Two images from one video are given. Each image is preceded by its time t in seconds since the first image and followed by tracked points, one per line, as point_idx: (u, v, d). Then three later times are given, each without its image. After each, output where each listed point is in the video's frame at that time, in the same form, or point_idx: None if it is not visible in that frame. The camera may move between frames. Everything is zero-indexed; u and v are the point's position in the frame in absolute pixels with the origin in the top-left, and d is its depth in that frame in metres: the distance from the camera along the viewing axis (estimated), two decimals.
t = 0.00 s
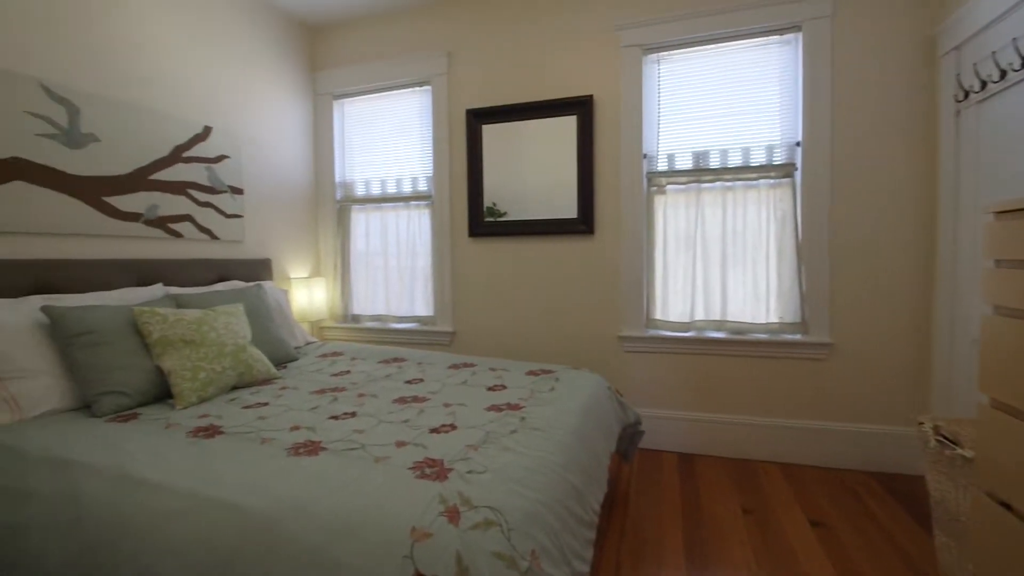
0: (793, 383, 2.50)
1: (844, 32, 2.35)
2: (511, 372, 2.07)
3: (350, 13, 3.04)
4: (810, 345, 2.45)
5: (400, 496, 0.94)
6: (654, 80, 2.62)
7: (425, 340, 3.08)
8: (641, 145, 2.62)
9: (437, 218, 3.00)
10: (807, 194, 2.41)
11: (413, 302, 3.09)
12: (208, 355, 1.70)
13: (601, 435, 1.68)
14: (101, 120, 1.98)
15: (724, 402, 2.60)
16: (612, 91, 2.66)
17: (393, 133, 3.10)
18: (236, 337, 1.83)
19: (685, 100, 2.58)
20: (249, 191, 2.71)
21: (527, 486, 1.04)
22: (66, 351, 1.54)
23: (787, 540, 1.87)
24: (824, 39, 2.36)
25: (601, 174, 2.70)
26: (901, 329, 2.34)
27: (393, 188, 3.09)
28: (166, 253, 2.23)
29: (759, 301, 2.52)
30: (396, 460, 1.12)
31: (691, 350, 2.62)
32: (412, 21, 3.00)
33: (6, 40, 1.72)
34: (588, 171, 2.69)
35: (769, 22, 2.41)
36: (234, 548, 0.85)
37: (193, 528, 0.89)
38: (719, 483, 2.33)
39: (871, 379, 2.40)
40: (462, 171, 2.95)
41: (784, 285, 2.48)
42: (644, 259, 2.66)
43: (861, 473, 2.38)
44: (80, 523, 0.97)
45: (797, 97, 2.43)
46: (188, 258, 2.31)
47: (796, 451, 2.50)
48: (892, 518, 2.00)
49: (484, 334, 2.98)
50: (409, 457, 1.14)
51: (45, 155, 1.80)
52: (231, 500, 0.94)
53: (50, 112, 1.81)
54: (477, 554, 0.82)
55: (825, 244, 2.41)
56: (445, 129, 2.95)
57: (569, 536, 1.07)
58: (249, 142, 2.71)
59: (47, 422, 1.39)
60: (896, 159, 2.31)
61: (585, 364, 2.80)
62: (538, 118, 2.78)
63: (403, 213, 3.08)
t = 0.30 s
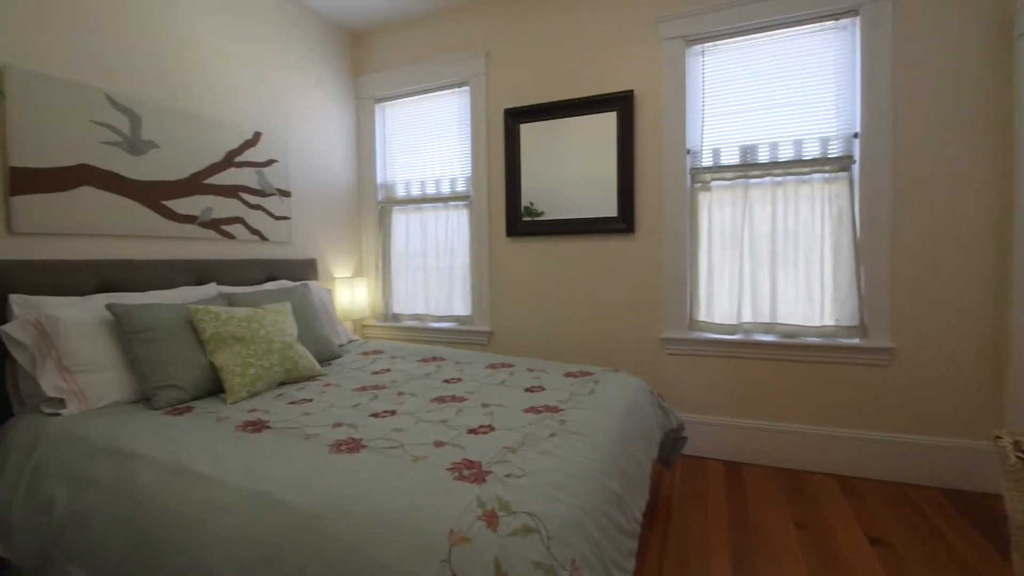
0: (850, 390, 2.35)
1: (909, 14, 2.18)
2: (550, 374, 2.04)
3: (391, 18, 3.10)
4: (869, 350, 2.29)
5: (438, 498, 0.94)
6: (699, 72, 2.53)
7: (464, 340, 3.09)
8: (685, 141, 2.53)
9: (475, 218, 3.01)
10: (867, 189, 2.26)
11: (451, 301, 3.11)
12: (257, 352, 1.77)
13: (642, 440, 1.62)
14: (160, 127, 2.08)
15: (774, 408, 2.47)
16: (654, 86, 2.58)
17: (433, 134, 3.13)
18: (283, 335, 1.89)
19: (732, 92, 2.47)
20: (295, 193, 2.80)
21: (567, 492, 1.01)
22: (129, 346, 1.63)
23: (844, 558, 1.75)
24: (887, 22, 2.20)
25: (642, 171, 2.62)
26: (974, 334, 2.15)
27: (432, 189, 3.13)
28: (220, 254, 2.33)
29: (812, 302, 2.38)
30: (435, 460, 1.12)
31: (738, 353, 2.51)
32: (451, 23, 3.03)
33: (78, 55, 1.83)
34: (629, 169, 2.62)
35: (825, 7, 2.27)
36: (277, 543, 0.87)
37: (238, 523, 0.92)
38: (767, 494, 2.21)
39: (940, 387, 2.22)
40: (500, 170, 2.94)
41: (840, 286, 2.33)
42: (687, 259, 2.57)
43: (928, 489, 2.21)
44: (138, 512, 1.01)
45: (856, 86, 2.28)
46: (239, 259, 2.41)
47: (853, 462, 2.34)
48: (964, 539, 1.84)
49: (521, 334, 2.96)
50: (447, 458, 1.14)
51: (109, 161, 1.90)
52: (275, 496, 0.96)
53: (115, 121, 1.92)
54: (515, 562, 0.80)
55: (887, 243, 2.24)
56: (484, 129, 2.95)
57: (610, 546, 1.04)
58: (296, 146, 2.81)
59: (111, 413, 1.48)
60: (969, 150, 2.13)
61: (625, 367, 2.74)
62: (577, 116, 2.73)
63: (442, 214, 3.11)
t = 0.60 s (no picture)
0: (918, 402, 2.16)
1: None
2: (590, 378, 1.99)
3: (432, 22, 3.13)
4: (941, 360, 2.10)
5: (475, 508, 0.92)
6: (748, 63, 2.40)
7: (502, 341, 3.08)
8: (734, 136, 2.41)
9: (514, 219, 2.99)
10: (940, 183, 2.07)
11: (490, 302, 3.10)
12: (302, 351, 1.82)
13: (689, 451, 1.55)
14: (214, 135, 2.18)
15: (831, 420, 2.31)
16: (699, 79, 2.47)
17: (472, 135, 3.14)
18: (327, 336, 1.94)
19: (785, 83, 2.33)
20: (340, 197, 2.88)
21: (607, 506, 0.97)
22: (184, 345, 1.72)
23: None
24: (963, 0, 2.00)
25: (687, 168, 2.52)
26: None
27: (472, 190, 3.14)
28: (269, 256, 2.42)
29: (875, 307, 2.21)
30: (472, 467, 1.11)
31: (792, 360, 2.36)
32: (491, 23, 3.02)
33: (140, 69, 1.94)
34: (674, 166, 2.52)
35: None
36: (316, 546, 0.88)
37: (279, 522, 0.93)
38: (825, 512, 2.07)
39: None
40: (539, 170, 2.91)
41: (908, 290, 2.15)
42: (736, 260, 2.44)
43: (1011, 513, 2.00)
44: (187, 507, 1.05)
45: (925, 72, 2.10)
46: (287, 260, 2.49)
47: (923, 481, 2.15)
48: None
49: (561, 336, 2.92)
50: (484, 465, 1.12)
51: (168, 168, 2.00)
52: (315, 498, 0.97)
53: (172, 130, 2.02)
54: None
55: (963, 242, 2.05)
56: (523, 129, 2.93)
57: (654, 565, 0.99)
58: (340, 150, 2.88)
59: (167, 409, 1.55)
60: None
61: (668, 372, 2.64)
62: (620, 113, 2.66)
63: (481, 215, 3.11)
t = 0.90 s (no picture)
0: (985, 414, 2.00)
1: None
2: (625, 382, 1.94)
3: (466, 24, 3.14)
4: (1010, 369, 1.93)
5: (507, 514, 0.91)
6: (793, 54, 2.28)
7: (535, 342, 3.06)
8: (778, 130, 2.30)
9: (547, 220, 2.96)
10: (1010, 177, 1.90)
11: (523, 303, 3.08)
12: (339, 351, 1.86)
13: (729, 460, 1.48)
14: (257, 141, 2.25)
15: (885, 430, 2.17)
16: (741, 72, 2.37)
17: (506, 136, 3.13)
18: (363, 336, 1.98)
19: (834, 74, 2.20)
20: (376, 199, 2.93)
21: (643, 518, 0.94)
22: (229, 344, 1.78)
23: None
24: None
25: (728, 165, 2.42)
26: None
27: (505, 191, 3.13)
28: (308, 257, 2.49)
29: (935, 310, 2.05)
30: (504, 472, 1.10)
31: (842, 366, 2.23)
32: (524, 23, 3.00)
33: (188, 79, 2.03)
34: (714, 163, 2.43)
35: None
36: (350, 547, 0.88)
37: (314, 522, 0.95)
38: (878, 529, 1.94)
39: None
40: (573, 170, 2.87)
41: (973, 292, 1.99)
42: (781, 260, 2.33)
43: None
44: (228, 502, 1.09)
45: (992, 58, 1.94)
46: (326, 261, 2.56)
47: (990, 500, 1.99)
48: None
49: (595, 338, 2.87)
50: (516, 471, 1.11)
51: (215, 173, 2.09)
52: (349, 499, 0.98)
53: (219, 136, 2.10)
54: None
55: None
56: (557, 129, 2.90)
57: None
58: (376, 153, 2.93)
59: (212, 405, 1.61)
60: None
61: (707, 376, 2.55)
62: (657, 109, 2.59)
63: (515, 215, 3.10)
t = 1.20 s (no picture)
0: None
1: None
2: (657, 387, 1.90)
3: (497, 26, 3.15)
4: None
5: (536, 521, 0.90)
6: (836, 47, 2.18)
7: (565, 345, 3.03)
8: (820, 126, 2.20)
9: (578, 221, 2.93)
10: None
11: (553, 305, 3.06)
12: (372, 352, 1.89)
13: (767, 470, 1.43)
14: (295, 146, 2.32)
15: (937, 442, 2.05)
16: (780, 67, 2.28)
17: (536, 137, 3.12)
18: (395, 336, 2.01)
19: (881, 66, 2.09)
20: (407, 201, 2.97)
21: (675, 530, 0.92)
22: (267, 343, 1.85)
23: None
24: None
25: (766, 163, 2.34)
26: None
27: (535, 192, 3.12)
28: (343, 259, 2.55)
29: (994, 316, 1.92)
30: (534, 477, 1.09)
31: (889, 374, 2.12)
32: (555, 22, 2.98)
33: (230, 87, 2.11)
34: (751, 162, 2.35)
35: None
36: (381, 548, 0.90)
37: (346, 522, 0.97)
38: (929, 546, 1.83)
39: None
40: (604, 170, 2.83)
41: None
42: (823, 262, 2.23)
43: None
44: (265, 499, 1.12)
45: None
46: (359, 263, 2.61)
47: None
48: None
49: (626, 341, 2.82)
50: (546, 476, 1.10)
51: (255, 178, 2.16)
52: (380, 500, 1.00)
53: (258, 143, 2.18)
54: None
55: None
56: (587, 129, 2.86)
57: None
58: (408, 156, 2.97)
59: (251, 402, 1.67)
60: None
61: (744, 381, 2.46)
62: (691, 107, 2.52)
63: (544, 217, 3.08)
